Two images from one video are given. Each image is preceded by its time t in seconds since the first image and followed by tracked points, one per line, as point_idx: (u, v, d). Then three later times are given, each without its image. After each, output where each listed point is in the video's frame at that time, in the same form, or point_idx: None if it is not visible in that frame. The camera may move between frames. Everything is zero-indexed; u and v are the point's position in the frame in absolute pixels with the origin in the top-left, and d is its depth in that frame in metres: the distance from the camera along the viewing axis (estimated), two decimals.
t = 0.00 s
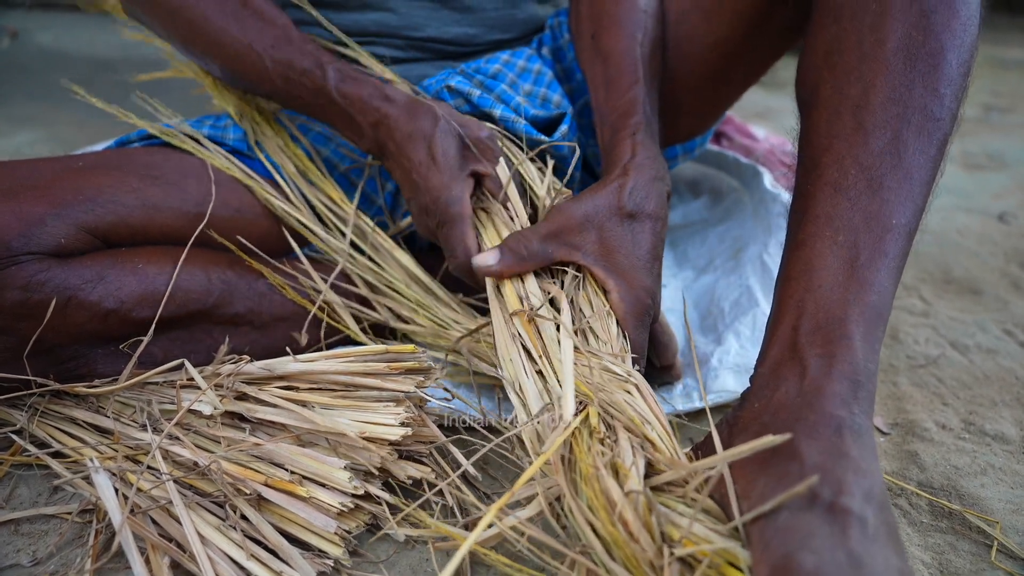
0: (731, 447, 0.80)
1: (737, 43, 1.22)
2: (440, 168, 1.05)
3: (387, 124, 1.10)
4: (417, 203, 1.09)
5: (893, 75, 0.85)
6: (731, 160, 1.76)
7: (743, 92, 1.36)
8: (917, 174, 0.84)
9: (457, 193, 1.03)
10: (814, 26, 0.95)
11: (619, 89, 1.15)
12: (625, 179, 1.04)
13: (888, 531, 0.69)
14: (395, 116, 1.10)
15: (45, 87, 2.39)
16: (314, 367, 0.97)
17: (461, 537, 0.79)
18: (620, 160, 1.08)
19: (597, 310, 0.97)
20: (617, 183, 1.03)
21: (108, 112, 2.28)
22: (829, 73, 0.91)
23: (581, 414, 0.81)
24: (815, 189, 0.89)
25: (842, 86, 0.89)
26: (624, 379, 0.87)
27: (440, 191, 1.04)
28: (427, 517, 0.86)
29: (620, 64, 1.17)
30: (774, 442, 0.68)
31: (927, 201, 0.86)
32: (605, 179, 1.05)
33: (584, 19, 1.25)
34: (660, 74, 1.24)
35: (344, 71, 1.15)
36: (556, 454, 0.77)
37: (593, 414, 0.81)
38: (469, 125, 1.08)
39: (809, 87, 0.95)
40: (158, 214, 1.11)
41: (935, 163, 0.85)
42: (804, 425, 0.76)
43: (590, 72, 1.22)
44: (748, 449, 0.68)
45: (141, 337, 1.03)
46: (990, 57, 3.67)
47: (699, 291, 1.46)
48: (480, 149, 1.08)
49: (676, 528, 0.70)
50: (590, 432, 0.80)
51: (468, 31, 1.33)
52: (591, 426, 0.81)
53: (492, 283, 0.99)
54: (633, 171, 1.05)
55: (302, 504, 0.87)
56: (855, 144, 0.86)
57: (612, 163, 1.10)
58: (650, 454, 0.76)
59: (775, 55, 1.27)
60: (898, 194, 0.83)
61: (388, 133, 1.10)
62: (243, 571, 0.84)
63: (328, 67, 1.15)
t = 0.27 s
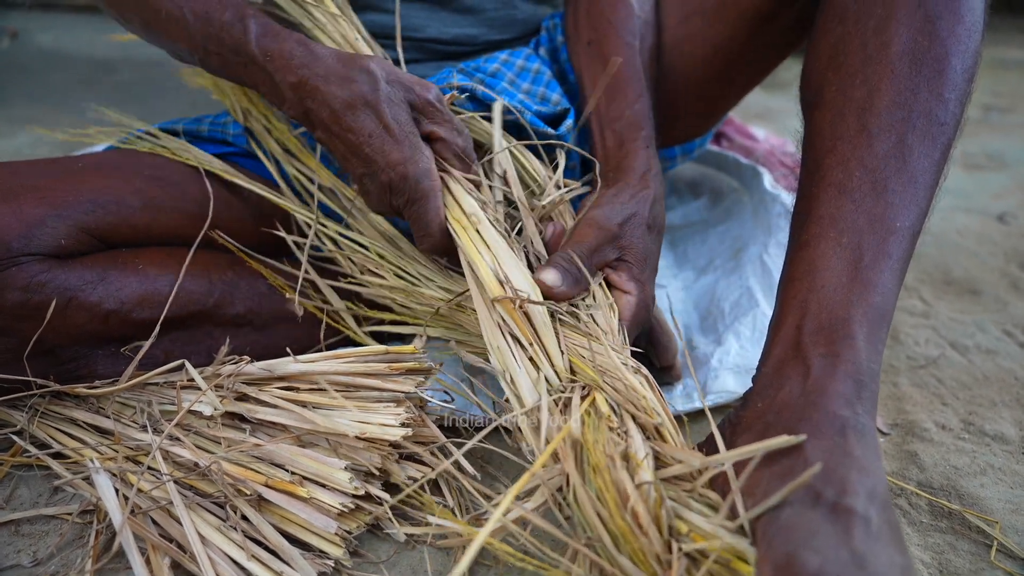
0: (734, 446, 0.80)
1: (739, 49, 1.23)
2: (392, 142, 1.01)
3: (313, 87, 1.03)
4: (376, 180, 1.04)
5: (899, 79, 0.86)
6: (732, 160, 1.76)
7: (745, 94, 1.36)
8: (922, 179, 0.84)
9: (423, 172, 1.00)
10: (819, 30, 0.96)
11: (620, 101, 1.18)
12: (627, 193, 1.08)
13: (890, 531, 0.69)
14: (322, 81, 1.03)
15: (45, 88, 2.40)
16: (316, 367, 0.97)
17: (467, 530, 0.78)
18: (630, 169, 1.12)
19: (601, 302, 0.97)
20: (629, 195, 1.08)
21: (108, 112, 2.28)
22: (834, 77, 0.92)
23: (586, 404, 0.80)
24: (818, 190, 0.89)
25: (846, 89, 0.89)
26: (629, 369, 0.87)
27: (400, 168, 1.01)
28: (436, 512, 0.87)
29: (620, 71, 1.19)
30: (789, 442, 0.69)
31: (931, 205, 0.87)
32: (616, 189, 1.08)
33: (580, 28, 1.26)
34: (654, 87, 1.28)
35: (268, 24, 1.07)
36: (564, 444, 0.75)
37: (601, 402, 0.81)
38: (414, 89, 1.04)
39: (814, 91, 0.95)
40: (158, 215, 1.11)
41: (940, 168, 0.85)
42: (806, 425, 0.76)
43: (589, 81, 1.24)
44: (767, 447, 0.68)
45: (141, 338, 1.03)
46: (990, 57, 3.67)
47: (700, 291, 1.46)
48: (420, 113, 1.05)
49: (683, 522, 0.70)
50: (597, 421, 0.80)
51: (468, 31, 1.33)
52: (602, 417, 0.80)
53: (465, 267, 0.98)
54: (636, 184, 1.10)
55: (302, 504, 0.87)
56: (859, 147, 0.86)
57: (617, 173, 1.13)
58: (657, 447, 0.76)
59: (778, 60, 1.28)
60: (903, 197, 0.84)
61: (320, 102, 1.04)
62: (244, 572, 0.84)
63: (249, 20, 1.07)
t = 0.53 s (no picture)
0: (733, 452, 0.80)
1: (731, 52, 1.23)
2: (370, 150, 0.98)
3: (281, 91, 1.01)
4: (352, 189, 1.01)
5: (893, 75, 0.85)
6: (733, 161, 1.76)
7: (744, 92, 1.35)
8: (917, 175, 0.84)
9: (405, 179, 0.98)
10: (814, 28, 0.95)
11: (603, 116, 1.19)
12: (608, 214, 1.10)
13: (888, 537, 0.69)
14: (291, 83, 1.00)
15: (44, 89, 2.40)
16: (315, 369, 0.96)
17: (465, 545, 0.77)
18: (613, 183, 1.14)
19: (588, 319, 0.99)
20: (617, 215, 1.10)
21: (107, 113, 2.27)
22: (828, 74, 0.91)
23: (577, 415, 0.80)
24: (815, 189, 0.89)
25: (841, 86, 0.89)
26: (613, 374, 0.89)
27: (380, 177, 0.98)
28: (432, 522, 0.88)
29: (606, 85, 1.20)
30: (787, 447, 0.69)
31: (927, 202, 0.86)
32: (603, 209, 1.11)
33: (574, 37, 1.28)
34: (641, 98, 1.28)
35: (238, 22, 1.05)
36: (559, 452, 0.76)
37: (593, 411, 0.82)
38: (387, 92, 0.99)
39: (809, 88, 0.95)
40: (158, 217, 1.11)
41: (936, 164, 0.84)
42: (804, 428, 0.76)
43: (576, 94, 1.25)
44: (762, 451, 0.68)
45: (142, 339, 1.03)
46: (990, 57, 3.67)
47: (700, 293, 1.46)
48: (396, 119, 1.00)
49: (681, 532, 0.69)
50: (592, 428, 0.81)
51: (467, 33, 1.33)
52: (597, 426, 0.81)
53: (451, 276, 0.96)
54: (616, 204, 1.12)
55: (303, 508, 0.87)
56: (855, 145, 0.86)
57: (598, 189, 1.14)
58: (652, 458, 0.76)
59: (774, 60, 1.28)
60: (898, 195, 0.83)
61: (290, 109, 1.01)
62: None
63: (219, 16, 1.05)
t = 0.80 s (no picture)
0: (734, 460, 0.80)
1: (740, 54, 1.19)
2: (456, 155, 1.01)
3: (374, 98, 1.03)
4: (432, 189, 1.02)
5: (896, 79, 0.85)
6: (734, 164, 1.75)
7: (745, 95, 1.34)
8: (921, 180, 0.83)
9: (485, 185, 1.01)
10: (815, 31, 0.95)
11: (600, 138, 1.19)
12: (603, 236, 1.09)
13: (890, 547, 0.68)
14: (386, 92, 1.03)
15: (46, 90, 2.39)
16: (316, 373, 0.96)
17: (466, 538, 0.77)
18: (611, 212, 1.13)
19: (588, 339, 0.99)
20: (608, 244, 1.09)
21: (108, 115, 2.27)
22: (830, 77, 0.91)
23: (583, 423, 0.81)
24: (818, 194, 0.88)
25: (843, 90, 0.89)
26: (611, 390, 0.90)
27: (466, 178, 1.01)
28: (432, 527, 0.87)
29: (605, 110, 1.20)
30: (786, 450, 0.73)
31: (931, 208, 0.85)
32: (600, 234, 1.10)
33: (579, 50, 1.26)
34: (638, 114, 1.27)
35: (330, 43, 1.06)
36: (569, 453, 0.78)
37: (597, 421, 0.83)
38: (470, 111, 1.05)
39: (810, 92, 0.94)
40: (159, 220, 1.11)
41: (939, 169, 0.84)
42: (807, 436, 0.76)
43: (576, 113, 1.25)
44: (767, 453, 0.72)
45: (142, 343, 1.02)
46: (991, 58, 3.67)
47: (702, 297, 1.45)
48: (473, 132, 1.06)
49: (684, 539, 0.70)
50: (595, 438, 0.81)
51: (468, 37, 1.33)
52: (598, 434, 0.81)
53: (500, 275, 1.01)
54: (612, 231, 1.11)
55: (303, 513, 0.86)
56: (857, 150, 0.86)
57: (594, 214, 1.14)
58: (656, 467, 0.77)
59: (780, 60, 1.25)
60: (902, 200, 0.83)
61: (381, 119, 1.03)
62: None
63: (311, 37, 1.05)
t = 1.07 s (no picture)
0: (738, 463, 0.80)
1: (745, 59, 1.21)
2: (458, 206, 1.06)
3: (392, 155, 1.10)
4: (435, 237, 1.06)
5: (905, 86, 0.84)
6: (735, 165, 1.75)
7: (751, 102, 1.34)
8: (929, 187, 0.83)
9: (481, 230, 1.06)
10: (822, 38, 0.94)
11: (614, 145, 1.18)
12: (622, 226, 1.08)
13: (897, 552, 0.68)
14: (404, 153, 1.10)
15: (46, 91, 2.39)
16: (317, 377, 0.96)
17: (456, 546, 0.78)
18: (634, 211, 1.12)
19: (592, 332, 0.98)
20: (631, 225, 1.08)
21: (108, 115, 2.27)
22: (839, 84, 0.90)
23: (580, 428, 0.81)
24: (825, 199, 0.88)
25: (852, 97, 0.88)
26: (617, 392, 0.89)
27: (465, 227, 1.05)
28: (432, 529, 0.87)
29: (615, 115, 1.19)
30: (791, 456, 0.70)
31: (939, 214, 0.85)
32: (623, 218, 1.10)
33: (579, 60, 1.26)
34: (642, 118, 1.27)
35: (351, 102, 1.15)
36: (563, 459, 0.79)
37: (594, 425, 0.82)
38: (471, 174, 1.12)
39: (819, 97, 0.94)
40: (160, 222, 1.10)
41: (947, 177, 0.84)
42: (814, 441, 0.76)
43: (582, 118, 1.24)
44: (770, 461, 0.69)
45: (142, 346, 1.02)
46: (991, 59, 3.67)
47: (704, 298, 1.45)
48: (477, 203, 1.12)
49: (687, 542, 0.70)
50: (596, 440, 0.81)
51: (467, 40, 1.31)
52: (598, 437, 0.81)
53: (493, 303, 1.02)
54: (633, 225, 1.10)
55: (304, 517, 0.86)
56: (865, 155, 0.85)
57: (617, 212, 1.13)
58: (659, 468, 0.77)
59: (787, 63, 1.25)
60: (910, 206, 0.82)
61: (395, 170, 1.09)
62: None
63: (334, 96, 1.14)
